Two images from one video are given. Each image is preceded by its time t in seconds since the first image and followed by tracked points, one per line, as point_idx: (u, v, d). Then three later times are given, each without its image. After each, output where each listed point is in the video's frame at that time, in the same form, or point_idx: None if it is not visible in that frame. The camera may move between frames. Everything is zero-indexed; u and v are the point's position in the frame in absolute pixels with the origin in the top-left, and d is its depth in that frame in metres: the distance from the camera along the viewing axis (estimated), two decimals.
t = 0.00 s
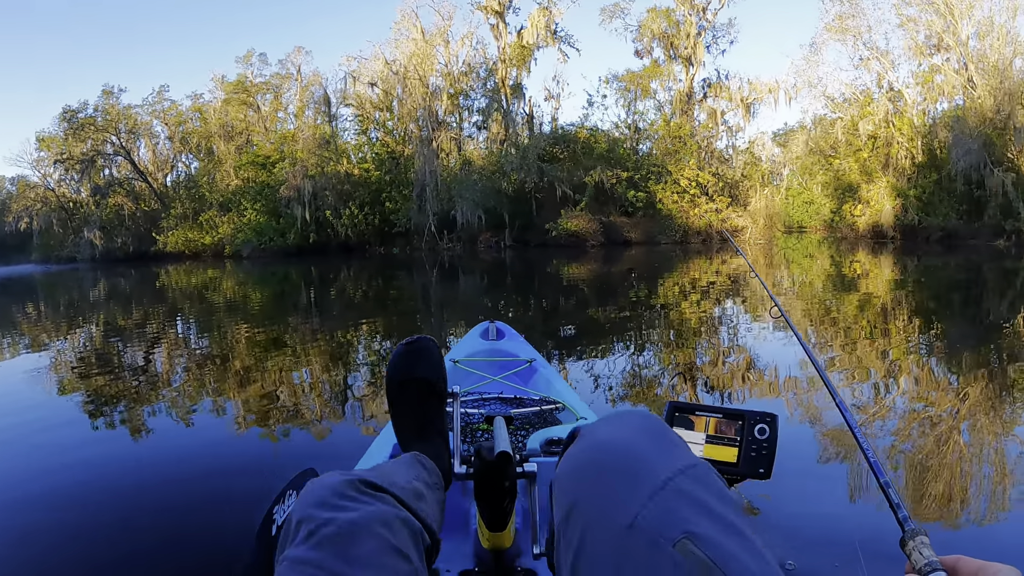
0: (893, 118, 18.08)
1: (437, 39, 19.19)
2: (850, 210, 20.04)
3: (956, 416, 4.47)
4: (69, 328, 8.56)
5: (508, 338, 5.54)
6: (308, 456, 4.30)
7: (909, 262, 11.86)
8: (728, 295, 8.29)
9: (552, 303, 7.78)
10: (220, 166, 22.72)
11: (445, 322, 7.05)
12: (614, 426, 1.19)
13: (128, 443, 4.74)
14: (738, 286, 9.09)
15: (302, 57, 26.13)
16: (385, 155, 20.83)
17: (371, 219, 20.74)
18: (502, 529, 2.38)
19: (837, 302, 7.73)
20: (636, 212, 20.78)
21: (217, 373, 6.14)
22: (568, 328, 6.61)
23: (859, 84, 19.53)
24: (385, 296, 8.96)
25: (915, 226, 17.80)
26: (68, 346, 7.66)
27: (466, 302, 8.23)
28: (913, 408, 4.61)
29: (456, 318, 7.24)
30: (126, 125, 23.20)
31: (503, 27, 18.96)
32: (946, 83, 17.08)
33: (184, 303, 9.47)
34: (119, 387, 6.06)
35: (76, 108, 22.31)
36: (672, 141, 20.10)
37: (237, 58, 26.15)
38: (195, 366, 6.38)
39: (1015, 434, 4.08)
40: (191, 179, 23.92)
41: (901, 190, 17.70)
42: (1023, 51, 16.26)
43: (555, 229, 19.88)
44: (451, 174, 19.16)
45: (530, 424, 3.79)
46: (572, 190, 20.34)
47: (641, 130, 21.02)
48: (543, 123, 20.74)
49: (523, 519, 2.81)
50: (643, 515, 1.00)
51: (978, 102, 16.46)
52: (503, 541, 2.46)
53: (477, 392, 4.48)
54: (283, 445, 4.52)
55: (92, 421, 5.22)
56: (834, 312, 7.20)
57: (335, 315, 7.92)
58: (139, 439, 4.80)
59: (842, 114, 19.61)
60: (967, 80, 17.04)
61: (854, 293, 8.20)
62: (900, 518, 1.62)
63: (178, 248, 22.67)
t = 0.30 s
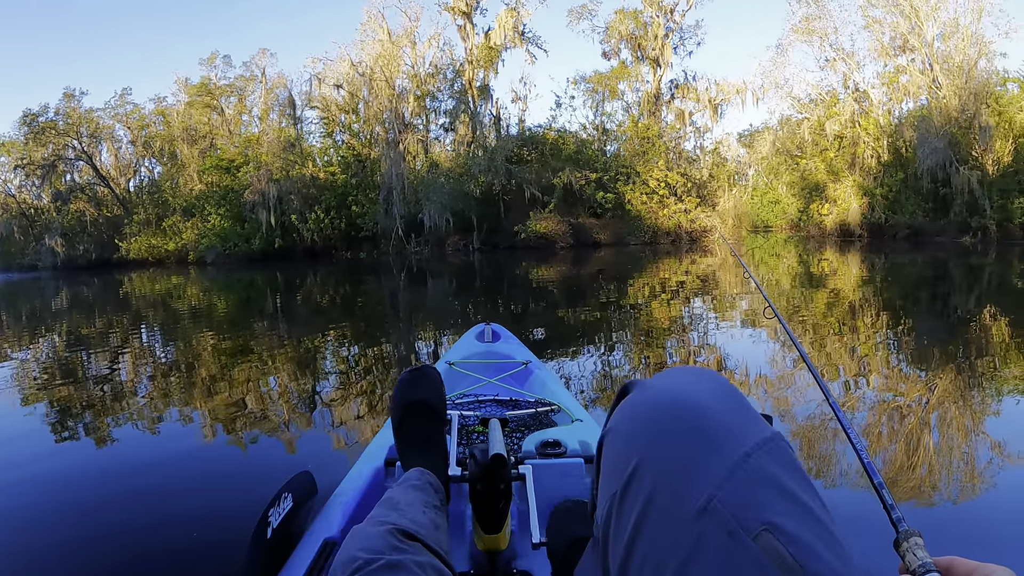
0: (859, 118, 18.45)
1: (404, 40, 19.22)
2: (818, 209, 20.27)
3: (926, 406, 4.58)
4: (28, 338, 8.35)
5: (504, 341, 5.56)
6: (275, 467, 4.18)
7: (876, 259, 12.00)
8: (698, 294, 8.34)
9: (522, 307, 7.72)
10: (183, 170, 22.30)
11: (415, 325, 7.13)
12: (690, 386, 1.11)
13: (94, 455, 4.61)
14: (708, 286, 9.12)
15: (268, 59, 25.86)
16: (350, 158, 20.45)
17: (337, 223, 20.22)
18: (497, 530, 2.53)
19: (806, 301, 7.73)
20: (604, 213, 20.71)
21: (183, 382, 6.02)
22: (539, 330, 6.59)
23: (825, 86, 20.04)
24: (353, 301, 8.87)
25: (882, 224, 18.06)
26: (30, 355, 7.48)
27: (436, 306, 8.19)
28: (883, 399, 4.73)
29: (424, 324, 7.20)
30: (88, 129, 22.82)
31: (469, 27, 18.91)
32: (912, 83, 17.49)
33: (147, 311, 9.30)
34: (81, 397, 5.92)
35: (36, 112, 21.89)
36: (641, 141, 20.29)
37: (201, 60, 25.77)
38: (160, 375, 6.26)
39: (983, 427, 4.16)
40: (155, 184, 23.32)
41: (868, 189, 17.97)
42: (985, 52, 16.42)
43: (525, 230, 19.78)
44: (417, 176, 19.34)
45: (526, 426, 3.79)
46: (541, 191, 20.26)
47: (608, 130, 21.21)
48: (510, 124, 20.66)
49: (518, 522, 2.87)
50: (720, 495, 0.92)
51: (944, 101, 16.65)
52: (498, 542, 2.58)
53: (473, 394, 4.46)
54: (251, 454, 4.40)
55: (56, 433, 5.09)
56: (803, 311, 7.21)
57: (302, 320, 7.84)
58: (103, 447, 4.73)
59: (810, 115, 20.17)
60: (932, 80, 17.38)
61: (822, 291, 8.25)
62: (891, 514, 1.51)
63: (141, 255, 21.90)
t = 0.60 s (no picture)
0: (822, 119, 18.95)
1: (366, 45, 19.06)
2: (782, 209, 20.58)
3: (894, 405, 4.59)
4: None
5: (499, 345, 5.56)
6: (243, 484, 4.10)
7: (843, 257, 12.17)
8: (667, 296, 8.39)
9: (490, 312, 7.71)
10: (143, 180, 21.53)
11: (381, 334, 7.17)
12: (765, 355, 0.90)
13: (59, 471, 4.50)
14: (676, 287, 9.20)
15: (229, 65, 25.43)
16: (314, 165, 19.89)
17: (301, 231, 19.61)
18: (491, 536, 2.43)
19: (774, 302, 7.71)
20: (571, 217, 20.89)
21: (148, 397, 5.90)
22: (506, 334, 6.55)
23: (788, 87, 20.52)
24: (318, 311, 8.79)
25: (846, 223, 18.74)
26: None
27: (403, 313, 8.19)
28: (858, 397, 4.75)
29: (391, 333, 7.21)
30: (47, 138, 22.41)
31: (433, 32, 18.86)
32: (874, 83, 18.05)
33: (108, 326, 9.11)
34: (41, 414, 5.77)
35: None
36: (605, 144, 20.13)
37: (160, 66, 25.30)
38: (124, 390, 6.14)
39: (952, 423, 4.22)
40: (115, 195, 22.69)
41: (832, 187, 18.53)
42: (946, 52, 17.10)
43: (491, 236, 19.69)
44: (381, 182, 18.96)
45: (519, 430, 3.79)
46: (507, 196, 20.28)
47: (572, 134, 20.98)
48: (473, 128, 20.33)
49: (511, 527, 2.87)
50: (804, 494, 0.73)
51: (905, 101, 17.25)
52: (492, 547, 2.46)
53: (467, 398, 4.44)
54: (220, 471, 4.30)
55: (17, 450, 4.97)
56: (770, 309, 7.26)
57: (266, 331, 7.76)
58: (67, 462, 4.63)
59: (772, 116, 20.49)
60: (894, 81, 17.97)
61: (790, 290, 8.27)
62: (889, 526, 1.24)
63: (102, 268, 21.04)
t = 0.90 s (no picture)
0: (781, 121, 19.49)
1: (325, 57, 18.78)
2: (745, 211, 20.86)
3: (863, 409, 4.49)
4: None
5: (490, 353, 5.48)
6: (213, 508, 4.03)
7: (809, 257, 12.31)
8: (632, 302, 8.40)
9: (456, 324, 7.81)
10: (101, 199, 20.89)
11: (345, 350, 7.21)
12: (753, 364, 0.86)
13: (22, 501, 4.38)
14: (642, 293, 9.19)
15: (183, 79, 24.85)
16: (273, 180, 19.37)
17: (262, 247, 18.82)
18: (484, 543, 2.46)
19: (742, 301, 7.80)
20: (534, 226, 20.84)
21: (112, 422, 5.77)
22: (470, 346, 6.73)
23: (745, 91, 20.82)
24: (281, 328, 8.74)
25: (808, 223, 19.40)
26: None
27: (367, 329, 8.22)
28: (827, 403, 4.62)
29: (356, 348, 7.24)
30: None
31: (391, 43, 18.76)
32: (831, 85, 18.39)
33: (67, 350, 8.89)
34: None
35: None
36: (567, 152, 20.31)
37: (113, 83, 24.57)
38: (87, 415, 6.00)
39: (913, 422, 4.22)
40: (71, 215, 21.91)
41: (793, 188, 19.21)
42: (901, 52, 17.69)
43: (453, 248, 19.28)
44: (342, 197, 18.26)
45: (511, 438, 3.80)
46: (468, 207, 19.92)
47: (533, 143, 21.29)
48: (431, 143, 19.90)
49: (504, 535, 2.88)
50: (794, 506, 0.71)
51: (863, 101, 17.66)
52: (486, 555, 2.50)
53: (457, 408, 4.49)
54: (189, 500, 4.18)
55: None
56: (736, 311, 7.31)
57: (229, 351, 7.70)
58: (31, 490, 4.54)
59: (732, 120, 20.76)
60: (850, 82, 18.36)
61: (755, 293, 8.29)
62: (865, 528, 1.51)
63: (59, 290, 19.74)
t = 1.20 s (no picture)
0: (748, 124, 19.61)
1: (291, 61, 18.60)
2: (714, 214, 21.12)
3: (835, 403, 4.57)
4: None
5: (489, 355, 5.45)
6: (185, 520, 3.95)
7: (776, 258, 12.47)
8: (602, 306, 8.41)
9: (426, 331, 7.82)
10: (64, 209, 20.32)
11: (315, 360, 7.14)
12: (609, 441, 1.10)
13: None
14: (614, 296, 9.19)
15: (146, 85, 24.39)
16: (239, 187, 19.17)
17: (230, 255, 18.48)
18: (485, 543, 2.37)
19: (711, 304, 7.86)
20: (504, 230, 20.80)
21: (78, 438, 5.64)
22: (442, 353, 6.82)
23: (712, 94, 21.04)
24: (250, 338, 8.65)
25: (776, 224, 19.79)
26: None
27: (335, 337, 8.15)
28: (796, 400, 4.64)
29: (326, 357, 7.19)
30: None
31: (358, 47, 18.65)
32: (798, 87, 18.71)
33: (30, 364, 8.70)
34: None
35: None
36: (535, 156, 20.54)
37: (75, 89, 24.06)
38: (52, 431, 5.85)
39: (883, 415, 4.30)
40: (33, 224, 21.30)
41: (762, 190, 19.55)
42: (868, 55, 18.13)
43: (423, 255, 18.95)
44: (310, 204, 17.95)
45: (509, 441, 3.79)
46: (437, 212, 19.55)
47: (501, 148, 21.12)
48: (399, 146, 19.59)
49: (504, 538, 2.75)
50: (646, 539, 0.94)
51: (831, 103, 17.95)
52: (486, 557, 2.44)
53: (457, 410, 4.46)
54: (158, 514, 4.07)
55: None
56: (707, 313, 7.36)
57: (197, 362, 7.61)
58: None
59: (699, 123, 20.83)
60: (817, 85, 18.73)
61: (726, 294, 8.36)
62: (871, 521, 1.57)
63: (22, 301, 19.17)
